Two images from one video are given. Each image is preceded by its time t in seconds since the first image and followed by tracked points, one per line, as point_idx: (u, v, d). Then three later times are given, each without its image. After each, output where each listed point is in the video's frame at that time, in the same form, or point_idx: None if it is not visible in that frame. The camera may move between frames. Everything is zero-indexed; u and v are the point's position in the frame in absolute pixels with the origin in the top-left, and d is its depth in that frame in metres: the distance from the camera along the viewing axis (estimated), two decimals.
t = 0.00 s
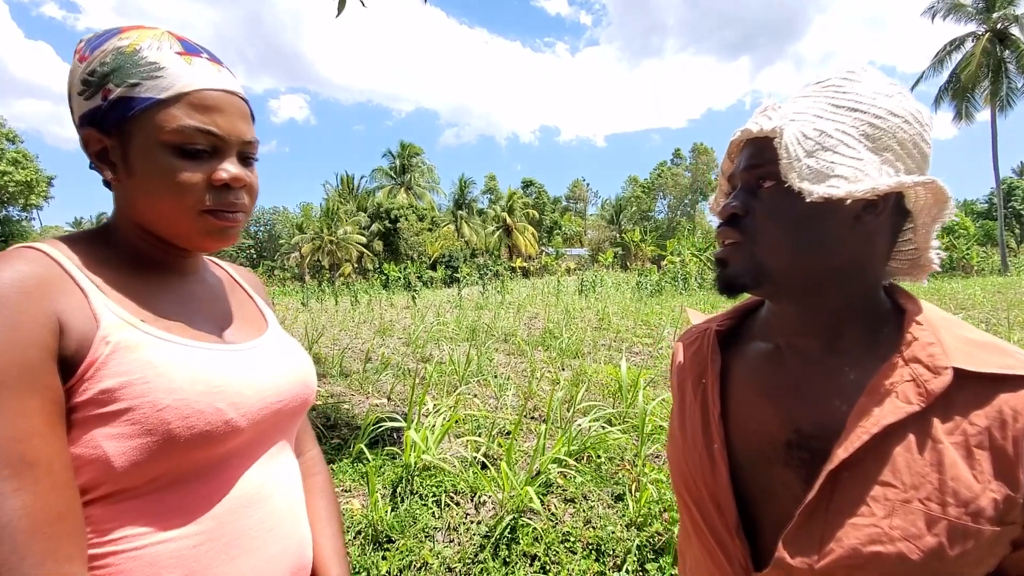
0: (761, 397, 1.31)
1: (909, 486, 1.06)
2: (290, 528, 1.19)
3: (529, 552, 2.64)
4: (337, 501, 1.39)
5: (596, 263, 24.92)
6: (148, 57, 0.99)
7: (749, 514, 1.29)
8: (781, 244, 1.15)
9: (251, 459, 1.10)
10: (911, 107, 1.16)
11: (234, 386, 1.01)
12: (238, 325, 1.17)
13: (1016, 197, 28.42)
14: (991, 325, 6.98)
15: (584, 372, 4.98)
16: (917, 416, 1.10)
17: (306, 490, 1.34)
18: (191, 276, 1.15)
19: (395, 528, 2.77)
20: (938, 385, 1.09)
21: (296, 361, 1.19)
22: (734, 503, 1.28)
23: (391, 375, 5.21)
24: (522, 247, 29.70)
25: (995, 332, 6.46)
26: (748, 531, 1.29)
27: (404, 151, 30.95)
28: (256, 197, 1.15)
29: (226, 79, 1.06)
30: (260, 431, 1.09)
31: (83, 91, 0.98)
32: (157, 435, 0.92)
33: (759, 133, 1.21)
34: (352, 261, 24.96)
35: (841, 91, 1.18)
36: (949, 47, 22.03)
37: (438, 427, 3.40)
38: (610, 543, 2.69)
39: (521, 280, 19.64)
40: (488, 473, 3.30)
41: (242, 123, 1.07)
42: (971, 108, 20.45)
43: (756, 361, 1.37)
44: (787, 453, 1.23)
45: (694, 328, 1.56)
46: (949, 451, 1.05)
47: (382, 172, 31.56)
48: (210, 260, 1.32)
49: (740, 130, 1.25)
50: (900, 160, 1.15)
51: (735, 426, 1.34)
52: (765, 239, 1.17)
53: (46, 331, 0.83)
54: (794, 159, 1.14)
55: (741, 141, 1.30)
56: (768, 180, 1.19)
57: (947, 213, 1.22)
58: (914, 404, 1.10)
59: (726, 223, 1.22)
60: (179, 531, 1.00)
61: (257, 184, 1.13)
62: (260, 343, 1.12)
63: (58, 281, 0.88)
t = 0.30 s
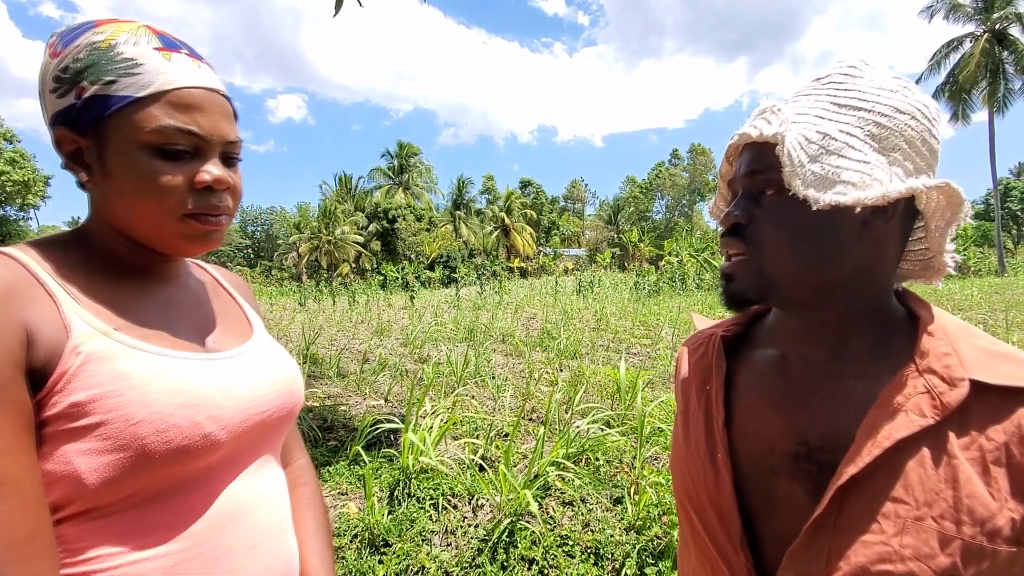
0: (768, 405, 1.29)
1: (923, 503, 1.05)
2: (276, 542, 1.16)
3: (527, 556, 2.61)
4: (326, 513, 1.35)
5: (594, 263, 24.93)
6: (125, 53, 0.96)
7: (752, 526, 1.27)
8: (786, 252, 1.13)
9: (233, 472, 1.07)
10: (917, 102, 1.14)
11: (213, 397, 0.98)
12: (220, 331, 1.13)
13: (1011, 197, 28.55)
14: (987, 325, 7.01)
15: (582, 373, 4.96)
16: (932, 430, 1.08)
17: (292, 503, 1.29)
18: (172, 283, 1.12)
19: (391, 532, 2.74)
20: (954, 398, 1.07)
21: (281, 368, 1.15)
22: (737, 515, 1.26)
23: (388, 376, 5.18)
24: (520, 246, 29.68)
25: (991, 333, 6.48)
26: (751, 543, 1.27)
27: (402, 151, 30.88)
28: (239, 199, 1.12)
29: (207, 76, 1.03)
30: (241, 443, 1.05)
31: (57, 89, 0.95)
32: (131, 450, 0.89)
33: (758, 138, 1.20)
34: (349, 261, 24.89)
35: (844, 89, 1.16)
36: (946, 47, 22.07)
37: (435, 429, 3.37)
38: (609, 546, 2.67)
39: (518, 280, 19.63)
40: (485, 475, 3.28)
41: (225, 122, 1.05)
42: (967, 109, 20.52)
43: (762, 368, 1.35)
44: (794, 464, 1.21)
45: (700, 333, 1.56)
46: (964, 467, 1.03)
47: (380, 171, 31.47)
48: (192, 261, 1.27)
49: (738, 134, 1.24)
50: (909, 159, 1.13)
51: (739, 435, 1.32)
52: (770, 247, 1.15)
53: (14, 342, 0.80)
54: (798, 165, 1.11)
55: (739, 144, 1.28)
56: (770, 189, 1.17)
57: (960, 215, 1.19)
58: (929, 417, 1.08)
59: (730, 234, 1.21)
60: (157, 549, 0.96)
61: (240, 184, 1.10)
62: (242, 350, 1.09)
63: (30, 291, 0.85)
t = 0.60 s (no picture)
0: (761, 414, 1.29)
1: (913, 517, 1.05)
2: (259, 557, 1.12)
3: (524, 559, 2.59)
4: (314, 526, 1.31)
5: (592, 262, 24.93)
6: (97, 51, 0.93)
7: (743, 537, 1.26)
8: (781, 253, 1.12)
9: (213, 483, 1.04)
10: (924, 106, 1.12)
11: (191, 407, 0.95)
12: (202, 337, 1.11)
13: (1007, 197, 28.67)
14: (984, 325, 7.03)
15: (580, 374, 4.95)
16: (925, 443, 1.08)
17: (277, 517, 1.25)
18: (150, 286, 1.09)
19: (387, 535, 2.71)
20: (947, 409, 1.05)
21: (266, 375, 1.12)
22: (728, 525, 1.25)
23: (385, 377, 5.15)
24: (518, 246, 29.66)
25: (988, 333, 6.49)
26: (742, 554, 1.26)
27: (400, 151, 30.80)
28: (220, 202, 1.09)
29: (185, 75, 1.00)
30: (222, 454, 1.02)
31: (29, 89, 0.93)
32: (103, 463, 0.86)
33: (761, 134, 1.17)
34: (347, 261, 24.81)
35: (852, 88, 1.15)
36: (943, 47, 22.13)
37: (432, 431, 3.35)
38: (607, 549, 2.66)
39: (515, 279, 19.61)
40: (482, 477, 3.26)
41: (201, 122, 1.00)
42: (964, 109, 20.57)
43: (755, 376, 1.34)
44: (786, 475, 1.21)
45: (693, 338, 1.54)
46: (957, 481, 1.03)
47: (377, 171, 31.39)
48: (177, 264, 1.25)
49: (740, 132, 1.23)
50: (912, 163, 1.12)
51: (731, 444, 1.32)
52: (766, 247, 1.13)
53: None
54: (798, 161, 1.10)
55: (742, 141, 1.27)
56: (768, 183, 1.17)
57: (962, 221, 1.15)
58: (921, 429, 1.07)
59: (725, 229, 1.19)
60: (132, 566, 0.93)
61: (219, 187, 1.07)
62: (225, 357, 1.06)
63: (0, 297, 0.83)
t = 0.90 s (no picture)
0: (743, 416, 1.28)
1: (893, 518, 1.03)
2: (243, 566, 1.10)
3: (522, 562, 2.57)
4: (301, 533, 1.28)
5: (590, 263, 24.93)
6: (69, 44, 0.91)
7: (726, 540, 1.24)
8: (768, 252, 1.11)
9: (194, 491, 1.02)
10: (908, 108, 1.13)
11: (170, 414, 0.93)
12: (183, 340, 1.09)
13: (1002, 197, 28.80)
14: (981, 325, 7.04)
15: (577, 375, 4.94)
16: (904, 441, 1.07)
17: (262, 524, 1.22)
18: (129, 287, 1.07)
19: (384, 538, 2.69)
20: (925, 409, 1.05)
21: (250, 379, 1.10)
22: (711, 528, 1.25)
23: (382, 378, 5.13)
24: (516, 247, 29.64)
25: (985, 332, 6.50)
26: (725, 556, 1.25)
27: (398, 151, 30.76)
28: (201, 201, 1.07)
29: (162, 69, 0.98)
30: (202, 462, 1.00)
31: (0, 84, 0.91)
32: (76, 473, 0.84)
33: (748, 133, 1.17)
34: (344, 261, 24.75)
35: (837, 90, 1.15)
36: (939, 48, 22.23)
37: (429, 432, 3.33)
38: (604, 551, 2.64)
39: (514, 280, 19.60)
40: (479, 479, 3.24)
41: (178, 118, 0.98)
42: (961, 110, 20.64)
43: (739, 378, 1.33)
44: (768, 477, 1.20)
45: (677, 341, 1.53)
46: (936, 480, 1.01)
47: (375, 171, 31.31)
48: (160, 267, 1.23)
49: (727, 131, 1.23)
50: (896, 164, 1.12)
51: (714, 446, 1.31)
52: (752, 246, 1.13)
53: None
54: (785, 159, 1.09)
55: (728, 142, 1.27)
56: (755, 181, 1.16)
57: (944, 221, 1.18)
58: (900, 428, 1.06)
59: (713, 228, 1.18)
60: None
61: (200, 186, 1.05)
62: (207, 361, 1.04)
63: None
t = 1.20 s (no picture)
0: (729, 417, 1.27)
1: (882, 517, 1.02)
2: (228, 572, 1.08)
3: (519, 564, 2.56)
4: (290, 539, 1.26)
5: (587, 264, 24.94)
6: (41, 35, 0.90)
7: (716, 542, 1.23)
8: (750, 249, 1.10)
9: (176, 497, 1.01)
10: (887, 105, 1.11)
11: (148, 419, 0.91)
12: (166, 342, 1.07)
13: (996, 198, 28.98)
14: (976, 324, 7.08)
15: (575, 376, 4.93)
16: (890, 440, 1.06)
17: (249, 529, 1.21)
18: (109, 285, 1.05)
19: (380, 541, 2.67)
20: (912, 406, 1.04)
21: (233, 382, 1.08)
22: (700, 530, 1.23)
23: (378, 379, 5.10)
24: (513, 248, 29.63)
25: (981, 332, 6.54)
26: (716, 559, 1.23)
27: (395, 152, 30.74)
28: (182, 198, 1.05)
29: (140, 61, 0.96)
30: (184, 468, 0.98)
31: None
32: (50, 481, 0.82)
33: (729, 127, 1.17)
34: (341, 262, 24.68)
35: (818, 86, 1.14)
36: (934, 50, 22.37)
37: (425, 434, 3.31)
38: (602, 553, 2.63)
39: (511, 281, 19.59)
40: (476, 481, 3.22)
41: (158, 112, 0.96)
42: (956, 111, 20.74)
43: (724, 377, 1.33)
44: (755, 477, 1.19)
45: (664, 342, 1.53)
46: (924, 478, 1.01)
47: (372, 172, 31.28)
48: (142, 266, 1.21)
49: (708, 127, 1.22)
50: (877, 161, 1.11)
51: (701, 447, 1.29)
52: (733, 242, 1.12)
53: None
54: (765, 155, 1.09)
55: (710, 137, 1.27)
56: (735, 178, 1.16)
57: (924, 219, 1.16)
58: (887, 426, 1.06)
59: (693, 224, 1.18)
60: None
61: (180, 183, 1.03)
62: (188, 364, 1.02)
63: None
